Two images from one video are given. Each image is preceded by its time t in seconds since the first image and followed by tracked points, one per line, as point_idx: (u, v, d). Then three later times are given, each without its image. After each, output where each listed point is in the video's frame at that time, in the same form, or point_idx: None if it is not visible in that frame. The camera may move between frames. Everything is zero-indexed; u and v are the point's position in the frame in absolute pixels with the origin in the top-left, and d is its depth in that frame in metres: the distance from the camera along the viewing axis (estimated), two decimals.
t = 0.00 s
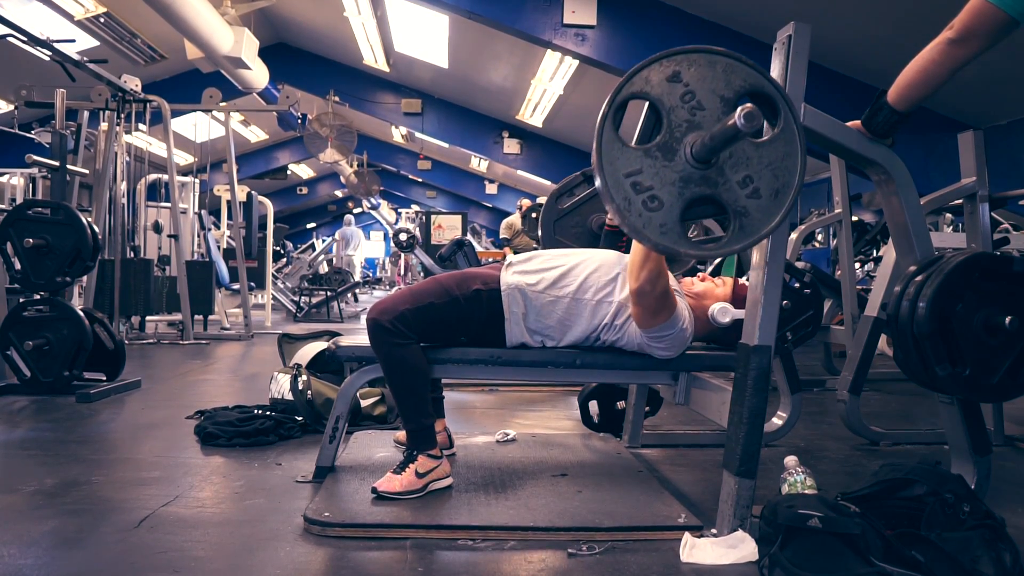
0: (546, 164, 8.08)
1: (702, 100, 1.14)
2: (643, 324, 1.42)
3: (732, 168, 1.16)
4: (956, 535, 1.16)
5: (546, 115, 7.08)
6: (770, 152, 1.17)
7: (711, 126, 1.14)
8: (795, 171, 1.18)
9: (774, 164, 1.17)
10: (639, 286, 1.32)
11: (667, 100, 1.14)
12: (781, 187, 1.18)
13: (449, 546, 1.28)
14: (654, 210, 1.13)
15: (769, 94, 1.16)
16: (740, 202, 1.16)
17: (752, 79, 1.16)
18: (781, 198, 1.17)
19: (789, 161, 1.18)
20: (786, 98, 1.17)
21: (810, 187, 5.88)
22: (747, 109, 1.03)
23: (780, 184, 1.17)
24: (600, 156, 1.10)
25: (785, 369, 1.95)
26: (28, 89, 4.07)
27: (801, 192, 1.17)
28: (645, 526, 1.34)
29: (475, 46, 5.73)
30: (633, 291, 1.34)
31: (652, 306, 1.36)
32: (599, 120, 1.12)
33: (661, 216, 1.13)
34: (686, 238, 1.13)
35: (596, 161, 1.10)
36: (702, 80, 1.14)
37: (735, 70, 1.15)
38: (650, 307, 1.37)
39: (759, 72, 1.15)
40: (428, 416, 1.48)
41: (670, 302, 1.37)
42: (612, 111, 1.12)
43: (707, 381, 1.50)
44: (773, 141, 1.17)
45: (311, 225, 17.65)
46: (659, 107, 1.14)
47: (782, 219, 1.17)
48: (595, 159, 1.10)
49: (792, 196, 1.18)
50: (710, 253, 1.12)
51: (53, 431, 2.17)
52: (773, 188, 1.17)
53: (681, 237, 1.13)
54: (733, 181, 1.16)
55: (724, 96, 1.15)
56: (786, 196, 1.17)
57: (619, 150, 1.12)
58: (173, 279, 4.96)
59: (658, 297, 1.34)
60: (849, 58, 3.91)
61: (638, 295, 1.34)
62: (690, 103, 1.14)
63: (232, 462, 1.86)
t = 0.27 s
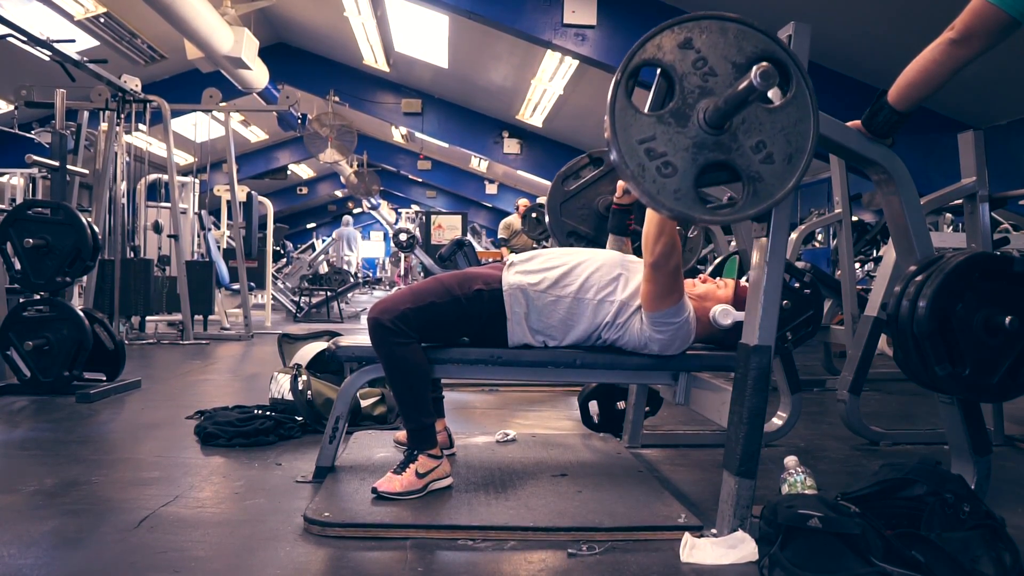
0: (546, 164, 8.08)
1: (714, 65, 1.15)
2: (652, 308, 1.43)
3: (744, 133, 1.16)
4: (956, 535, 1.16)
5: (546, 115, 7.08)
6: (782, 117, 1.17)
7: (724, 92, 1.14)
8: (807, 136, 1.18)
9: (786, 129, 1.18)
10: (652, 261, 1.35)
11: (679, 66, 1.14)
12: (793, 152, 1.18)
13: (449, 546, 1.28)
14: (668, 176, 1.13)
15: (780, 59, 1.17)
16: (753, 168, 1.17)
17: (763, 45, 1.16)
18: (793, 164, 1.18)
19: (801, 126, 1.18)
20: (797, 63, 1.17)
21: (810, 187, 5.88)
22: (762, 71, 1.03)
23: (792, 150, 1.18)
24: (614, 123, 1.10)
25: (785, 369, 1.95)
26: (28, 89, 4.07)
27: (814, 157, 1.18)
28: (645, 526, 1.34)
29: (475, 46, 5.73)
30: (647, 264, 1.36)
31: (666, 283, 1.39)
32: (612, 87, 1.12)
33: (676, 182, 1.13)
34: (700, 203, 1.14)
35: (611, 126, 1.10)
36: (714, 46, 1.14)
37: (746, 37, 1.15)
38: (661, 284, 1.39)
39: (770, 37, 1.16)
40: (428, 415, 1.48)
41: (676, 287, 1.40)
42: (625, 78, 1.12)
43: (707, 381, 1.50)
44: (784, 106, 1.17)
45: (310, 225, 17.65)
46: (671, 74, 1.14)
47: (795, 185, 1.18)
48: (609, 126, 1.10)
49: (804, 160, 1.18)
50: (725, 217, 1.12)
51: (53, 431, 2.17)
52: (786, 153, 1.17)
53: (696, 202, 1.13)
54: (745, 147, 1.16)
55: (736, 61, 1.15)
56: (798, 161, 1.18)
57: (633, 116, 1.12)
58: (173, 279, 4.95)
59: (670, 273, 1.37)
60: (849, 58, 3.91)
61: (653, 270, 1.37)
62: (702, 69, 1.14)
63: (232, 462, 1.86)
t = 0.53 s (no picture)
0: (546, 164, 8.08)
1: (709, 75, 1.14)
2: (645, 312, 1.42)
3: (741, 142, 1.16)
4: (957, 535, 1.16)
5: (546, 115, 7.08)
6: (779, 125, 1.17)
7: (719, 102, 1.14)
8: (805, 143, 1.18)
9: (783, 136, 1.18)
10: (640, 267, 1.32)
11: (674, 77, 1.14)
12: (791, 159, 1.19)
13: (449, 546, 1.28)
14: (666, 189, 1.13)
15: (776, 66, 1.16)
16: (751, 177, 1.17)
17: (759, 52, 1.16)
18: (790, 172, 1.18)
19: (799, 133, 1.18)
20: (793, 70, 1.17)
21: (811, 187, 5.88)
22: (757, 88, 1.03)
23: (790, 157, 1.18)
24: (610, 139, 1.10)
25: (785, 369, 1.96)
26: (28, 89, 4.07)
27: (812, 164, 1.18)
28: (645, 526, 1.34)
29: (475, 46, 5.73)
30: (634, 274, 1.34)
31: (653, 288, 1.36)
32: (607, 101, 1.12)
33: (673, 194, 1.14)
34: (698, 215, 1.15)
35: (607, 142, 1.10)
36: (708, 56, 1.14)
37: (741, 44, 1.15)
38: (651, 291, 1.37)
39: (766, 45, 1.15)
40: (429, 416, 1.48)
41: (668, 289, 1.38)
42: (620, 92, 1.12)
43: (707, 381, 1.50)
44: (781, 113, 1.17)
45: (310, 225, 17.64)
46: (667, 85, 1.14)
47: (794, 192, 1.18)
48: (606, 141, 1.11)
49: (802, 168, 1.18)
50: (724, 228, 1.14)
51: (53, 431, 2.17)
52: (784, 161, 1.17)
53: (694, 215, 1.14)
54: (742, 156, 1.16)
55: (731, 71, 1.15)
56: (796, 168, 1.18)
57: (629, 130, 1.12)
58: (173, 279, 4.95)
59: (659, 279, 1.34)
60: (849, 58, 3.91)
61: (640, 275, 1.34)
62: (697, 80, 1.14)
63: (232, 462, 1.86)
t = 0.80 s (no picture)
0: (546, 164, 8.08)
1: (688, 139, 1.15)
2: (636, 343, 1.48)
3: (719, 207, 1.17)
4: (957, 535, 1.16)
5: (546, 115, 7.08)
6: (756, 190, 1.18)
7: (698, 167, 1.15)
8: (782, 209, 1.19)
9: (761, 202, 1.18)
10: (624, 317, 1.38)
11: (652, 141, 1.14)
12: (768, 224, 1.19)
13: (449, 546, 1.28)
14: (642, 254, 1.14)
15: (754, 131, 1.17)
16: (728, 242, 1.18)
17: (738, 117, 1.16)
18: (767, 238, 1.19)
19: (776, 198, 1.19)
20: (772, 135, 1.18)
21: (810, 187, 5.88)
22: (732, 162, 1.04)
23: (767, 221, 1.19)
24: (587, 202, 1.10)
25: (785, 369, 1.96)
26: (28, 89, 4.07)
27: (789, 229, 1.19)
28: (645, 526, 1.34)
29: (475, 46, 5.73)
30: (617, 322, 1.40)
31: (639, 333, 1.42)
32: (586, 163, 1.12)
33: (649, 260, 1.14)
34: (674, 280, 1.15)
35: (584, 206, 1.11)
36: (687, 119, 1.15)
37: (720, 109, 1.16)
38: (639, 333, 1.42)
39: (746, 110, 1.16)
40: (429, 416, 1.48)
41: (661, 323, 1.43)
42: (599, 155, 1.12)
43: (707, 381, 1.50)
44: (758, 179, 1.18)
45: (310, 225, 17.64)
46: (645, 148, 1.15)
47: (770, 258, 1.19)
48: (583, 205, 1.11)
49: (778, 233, 1.19)
50: (700, 294, 1.14)
51: (53, 431, 2.17)
52: (761, 226, 1.18)
53: (670, 280, 1.14)
54: (719, 221, 1.17)
55: (709, 134, 1.16)
56: (773, 233, 1.19)
57: (606, 193, 1.12)
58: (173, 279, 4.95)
59: (645, 324, 1.39)
60: (848, 58, 3.91)
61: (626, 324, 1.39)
62: (675, 143, 1.15)
63: (232, 462, 1.86)
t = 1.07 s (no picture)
0: (546, 164, 8.08)
1: (670, 194, 1.16)
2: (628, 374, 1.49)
3: (700, 262, 1.17)
4: (957, 535, 1.15)
5: (546, 115, 7.08)
6: (738, 246, 1.18)
7: (680, 222, 1.16)
8: (762, 265, 1.20)
9: (743, 257, 1.19)
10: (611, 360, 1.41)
11: (635, 194, 1.15)
12: (748, 279, 1.20)
13: (449, 546, 1.28)
14: (620, 308, 1.15)
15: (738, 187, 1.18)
16: (708, 297, 1.18)
17: (722, 172, 1.17)
18: (748, 293, 1.19)
19: (757, 254, 1.20)
20: (756, 190, 1.18)
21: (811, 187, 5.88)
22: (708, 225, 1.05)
23: (748, 277, 1.19)
24: (567, 256, 1.12)
25: (785, 369, 1.96)
26: (28, 89, 4.07)
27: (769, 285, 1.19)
28: (645, 526, 1.34)
29: (475, 46, 5.73)
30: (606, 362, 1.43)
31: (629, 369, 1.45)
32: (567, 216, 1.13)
33: (627, 314, 1.15)
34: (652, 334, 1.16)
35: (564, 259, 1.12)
36: (670, 174, 1.16)
37: (704, 164, 1.16)
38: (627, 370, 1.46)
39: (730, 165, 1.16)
40: (430, 416, 1.48)
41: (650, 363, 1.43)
42: (580, 208, 1.13)
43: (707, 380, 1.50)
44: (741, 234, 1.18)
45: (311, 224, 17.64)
46: (628, 202, 1.16)
47: (750, 313, 1.20)
48: (563, 258, 1.12)
49: (759, 288, 1.20)
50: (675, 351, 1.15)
51: (53, 431, 2.17)
52: (741, 282, 1.19)
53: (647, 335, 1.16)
54: (699, 276, 1.18)
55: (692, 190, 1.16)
56: (753, 288, 1.20)
57: (587, 246, 1.13)
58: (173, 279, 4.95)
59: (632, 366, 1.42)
60: (848, 58, 3.91)
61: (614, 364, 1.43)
62: (657, 198, 1.16)
63: (232, 462, 1.86)
